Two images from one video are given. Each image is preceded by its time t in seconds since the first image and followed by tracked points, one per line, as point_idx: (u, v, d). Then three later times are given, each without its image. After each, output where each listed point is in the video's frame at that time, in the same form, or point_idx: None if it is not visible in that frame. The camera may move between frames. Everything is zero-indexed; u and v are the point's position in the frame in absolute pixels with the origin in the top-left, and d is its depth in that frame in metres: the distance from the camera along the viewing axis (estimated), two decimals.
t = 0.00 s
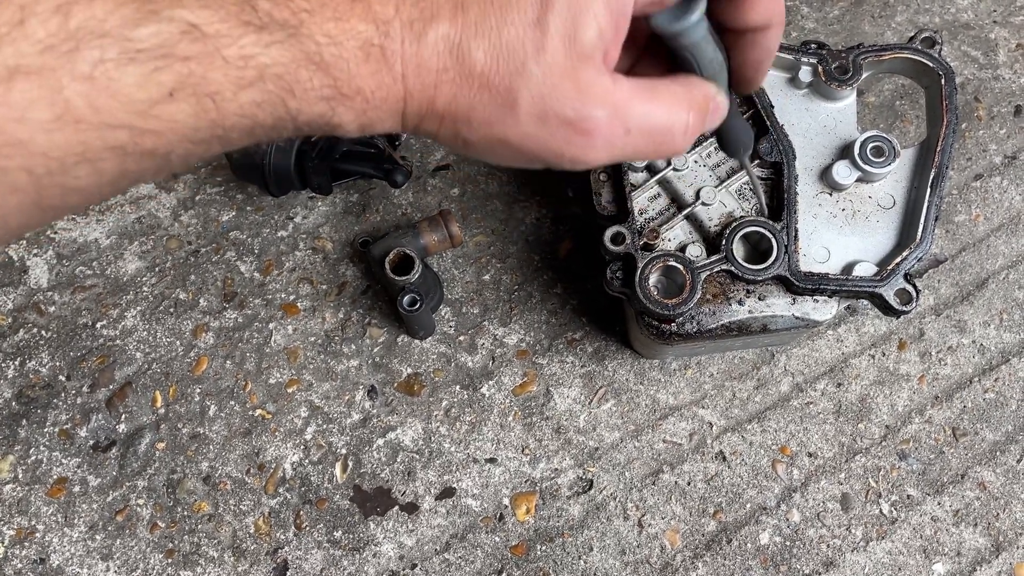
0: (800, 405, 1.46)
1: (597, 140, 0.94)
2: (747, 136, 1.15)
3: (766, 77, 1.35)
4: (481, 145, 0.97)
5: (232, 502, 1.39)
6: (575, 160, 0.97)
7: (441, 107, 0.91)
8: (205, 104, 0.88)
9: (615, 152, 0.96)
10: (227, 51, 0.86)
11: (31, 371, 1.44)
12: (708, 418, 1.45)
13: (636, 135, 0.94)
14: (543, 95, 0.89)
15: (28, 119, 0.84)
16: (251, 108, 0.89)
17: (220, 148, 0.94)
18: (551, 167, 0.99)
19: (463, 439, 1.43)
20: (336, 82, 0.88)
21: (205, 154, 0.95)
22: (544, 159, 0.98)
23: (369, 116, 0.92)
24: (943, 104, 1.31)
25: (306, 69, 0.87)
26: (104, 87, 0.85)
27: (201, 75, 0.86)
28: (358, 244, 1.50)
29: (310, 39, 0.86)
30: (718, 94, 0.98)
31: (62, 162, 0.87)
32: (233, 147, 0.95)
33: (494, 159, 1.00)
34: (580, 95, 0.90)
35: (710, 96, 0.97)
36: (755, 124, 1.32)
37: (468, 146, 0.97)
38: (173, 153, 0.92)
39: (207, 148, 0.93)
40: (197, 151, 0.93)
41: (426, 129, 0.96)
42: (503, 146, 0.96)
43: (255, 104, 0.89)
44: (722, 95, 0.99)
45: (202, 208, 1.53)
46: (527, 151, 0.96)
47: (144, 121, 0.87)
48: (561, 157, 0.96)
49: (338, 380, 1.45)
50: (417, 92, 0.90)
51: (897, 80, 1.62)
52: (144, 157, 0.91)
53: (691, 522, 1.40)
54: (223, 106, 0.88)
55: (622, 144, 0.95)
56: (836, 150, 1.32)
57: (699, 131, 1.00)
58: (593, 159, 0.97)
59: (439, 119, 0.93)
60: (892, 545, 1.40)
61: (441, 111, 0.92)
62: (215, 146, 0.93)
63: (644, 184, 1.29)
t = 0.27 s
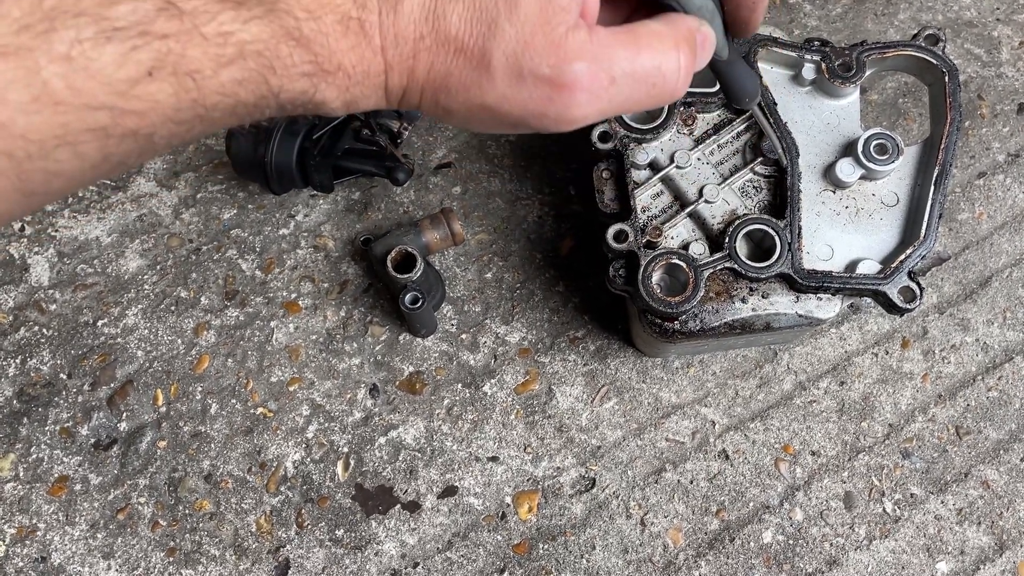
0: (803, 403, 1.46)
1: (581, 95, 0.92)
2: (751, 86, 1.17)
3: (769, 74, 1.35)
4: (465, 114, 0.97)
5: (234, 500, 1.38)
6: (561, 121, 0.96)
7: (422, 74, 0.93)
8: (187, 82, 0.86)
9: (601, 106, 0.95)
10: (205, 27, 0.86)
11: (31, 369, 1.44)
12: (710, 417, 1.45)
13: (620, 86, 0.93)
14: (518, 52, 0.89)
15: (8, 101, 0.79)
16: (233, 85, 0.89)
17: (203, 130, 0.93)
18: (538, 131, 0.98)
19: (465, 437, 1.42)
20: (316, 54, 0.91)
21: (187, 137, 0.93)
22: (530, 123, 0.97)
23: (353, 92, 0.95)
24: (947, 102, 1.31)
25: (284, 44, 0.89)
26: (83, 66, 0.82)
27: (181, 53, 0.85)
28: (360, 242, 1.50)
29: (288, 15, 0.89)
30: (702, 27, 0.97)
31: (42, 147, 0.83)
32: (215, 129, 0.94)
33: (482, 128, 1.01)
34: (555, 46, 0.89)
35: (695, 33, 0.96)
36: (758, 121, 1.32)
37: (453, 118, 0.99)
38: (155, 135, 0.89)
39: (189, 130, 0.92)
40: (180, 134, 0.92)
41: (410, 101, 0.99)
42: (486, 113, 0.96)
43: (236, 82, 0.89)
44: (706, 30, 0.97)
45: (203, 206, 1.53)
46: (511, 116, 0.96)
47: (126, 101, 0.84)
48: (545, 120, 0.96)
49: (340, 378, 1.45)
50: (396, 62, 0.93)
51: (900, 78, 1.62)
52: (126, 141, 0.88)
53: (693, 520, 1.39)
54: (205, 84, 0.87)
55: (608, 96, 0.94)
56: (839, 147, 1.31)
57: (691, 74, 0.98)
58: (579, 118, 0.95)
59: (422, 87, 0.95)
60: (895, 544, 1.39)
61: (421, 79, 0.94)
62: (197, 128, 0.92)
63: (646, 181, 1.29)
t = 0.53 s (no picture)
0: (804, 403, 1.46)
1: (560, 94, 0.93)
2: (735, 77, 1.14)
3: (770, 73, 1.35)
4: (447, 114, 0.99)
5: (234, 499, 1.38)
6: (542, 118, 0.97)
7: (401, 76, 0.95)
8: (163, 87, 0.87)
9: (581, 104, 0.96)
10: (180, 31, 0.87)
11: (32, 368, 1.44)
12: (711, 416, 1.45)
13: (599, 81, 0.94)
14: (496, 51, 0.90)
15: None
16: (209, 88, 0.90)
17: (182, 134, 0.94)
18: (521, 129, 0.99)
19: (465, 436, 1.42)
20: (294, 59, 0.92)
21: (167, 141, 0.94)
22: (512, 121, 0.98)
23: (333, 95, 0.97)
24: (947, 101, 1.31)
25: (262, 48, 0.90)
26: (57, 70, 0.83)
27: (156, 57, 0.86)
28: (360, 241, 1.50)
29: (266, 19, 0.90)
30: (683, 16, 0.96)
31: (18, 151, 0.84)
32: (195, 133, 0.96)
33: (464, 127, 1.02)
34: (532, 45, 0.90)
35: (675, 22, 0.96)
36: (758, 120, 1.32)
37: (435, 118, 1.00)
38: (133, 139, 0.91)
39: (168, 134, 0.93)
40: (159, 138, 0.93)
41: (392, 104, 1.00)
42: (467, 113, 0.98)
43: (212, 86, 0.90)
44: (687, 19, 0.97)
45: (204, 205, 1.53)
46: (493, 115, 0.97)
47: (101, 105, 0.86)
48: (527, 117, 0.97)
49: (340, 377, 1.45)
50: (375, 65, 0.94)
51: (901, 77, 1.62)
52: (103, 145, 0.89)
53: (694, 519, 1.39)
54: (181, 88, 0.88)
55: (588, 93, 0.95)
56: (840, 146, 1.31)
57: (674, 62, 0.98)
58: (560, 115, 0.96)
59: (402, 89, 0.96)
60: (895, 543, 1.39)
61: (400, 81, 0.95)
62: (176, 133, 0.93)
63: (647, 180, 1.29)
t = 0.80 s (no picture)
0: (806, 401, 1.45)
1: (575, 87, 0.94)
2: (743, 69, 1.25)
3: (771, 72, 1.34)
4: (459, 107, 0.98)
5: (234, 499, 1.38)
6: (556, 109, 0.97)
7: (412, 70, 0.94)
8: (167, 82, 0.87)
9: (596, 94, 0.96)
10: (185, 26, 0.86)
11: (31, 367, 1.44)
12: (713, 415, 1.44)
13: (613, 72, 0.94)
14: (510, 46, 0.89)
15: None
16: (214, 83, 0.89)
17: (186, 129, 0.93)
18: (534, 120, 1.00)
19: (466, 435, 1.42)
20: (300, 55, 0.90)
21: (171, 137, 0.94)
22: (525, 113, 0.99)
23: (341, 91, 0.95)
24: (950, 99, 1.30)
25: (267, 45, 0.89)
26: (60, 66, 0.82)
27: (160, 52, 0.85)
28: (361, 239, 1.49)
29: (270, 14, 0.88)
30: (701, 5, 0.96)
31: (19, 147, 0.84)
32: (199, 128, 0.95)
33: (476, 120, 1.02)
34: (547, 40, 0.89)
35: (691, 12, 0.95)
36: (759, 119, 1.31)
37: (445, 112, 1.00)
38: (136, 135, 0.90)
39: (172, 130, 0.92)
40: (163, 134, 0.92)
41: (402, 98, 0.99)
42: (480, 106, 0.97)
43: (218, 82, 0.89)
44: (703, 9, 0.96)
45: (204, 204, 1.52)
46: (506, 107, 0.97)
47: (104, 101, 0.85)
48: (541, 108, 0.97)
49: (341, 376, 1.44)
50: (384, 61, 0.93)
51: (903, 75, 1.61)
52: (106, 140, 0.89)
53: (695, 519, 1.39)
54: (185, 84, 0.87)
55: (603, 85, 0.95)
56: (842, 144, 1.31)
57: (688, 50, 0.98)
58: (574, 106, 0.97)
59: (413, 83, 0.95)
60: (897, 542, 1.39)
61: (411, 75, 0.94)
62: (180, 129, 0.92)
63: (649, 179, 1.29)
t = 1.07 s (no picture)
0: (802, 402, 1.46)
1: (583, 80, 0.96)
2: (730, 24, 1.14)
3: (768, 74, 1.35)
4: (468, 109, 0.99)
5: (232, 499, 1.38)
6: (564, 103, 0.99)
7: (418, 80, 0.92)
8: (160, 91, 0.88)
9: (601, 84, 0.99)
10: (179, 36, 0.86)
11: (30, 368, 1.44)
12: (709, 416, 1.45)
13: (619, 63, 0.96)
14: (523, 54, 0.90)
15: None
16: (207, 92, 0.90)
17: (178, 137, 0.95)
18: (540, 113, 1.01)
19: (463, 436, 1.42)
20: (300, 67, 0.89)
21: (163, 143, 0.95)
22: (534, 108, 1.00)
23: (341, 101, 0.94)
24: (946, 101, 1.31)
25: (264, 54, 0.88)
26: (52, 77, 0.82)
27: (153, 63, 0.86)
28: (359, 240, 1.50)
29: (267, 26, 0.86)
30: None
31: (11, 157, 0.84)
32: (191, 135, 0.96)
33: (482, 117, 1.02)
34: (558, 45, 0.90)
35: None
36: (756, 121, 1.32)
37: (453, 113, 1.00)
38: (130, 144, 0.91)
39: (165, 137, 0.94)
40: (156, 141, 0.94)
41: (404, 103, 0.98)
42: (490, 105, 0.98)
43: (211, 91, 0.90)
44: None
45: (203, 205, 1.53)
46: (516, 105, 0.98)
47: (96, 111, 0.86)
48: (550, 102, 0.99)
49: (339, 377, 1.45)
50: (388, 73, 0.91)
51: (899, 77, 1.62)
52: (99, 150, 0.90)
53: (692, 519, 1.39)
54: (179, 93, 0.88)
55: (608, 74, 0.97)
56: (838, 146, 1.31)
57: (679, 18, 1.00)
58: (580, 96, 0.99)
59: (418, 92, 0.95)
60: (893, 543, 1.39)
61: (418, 85, 0.93)
62: (172, 136, 0.94)
63: (646, 180, 1.29)
